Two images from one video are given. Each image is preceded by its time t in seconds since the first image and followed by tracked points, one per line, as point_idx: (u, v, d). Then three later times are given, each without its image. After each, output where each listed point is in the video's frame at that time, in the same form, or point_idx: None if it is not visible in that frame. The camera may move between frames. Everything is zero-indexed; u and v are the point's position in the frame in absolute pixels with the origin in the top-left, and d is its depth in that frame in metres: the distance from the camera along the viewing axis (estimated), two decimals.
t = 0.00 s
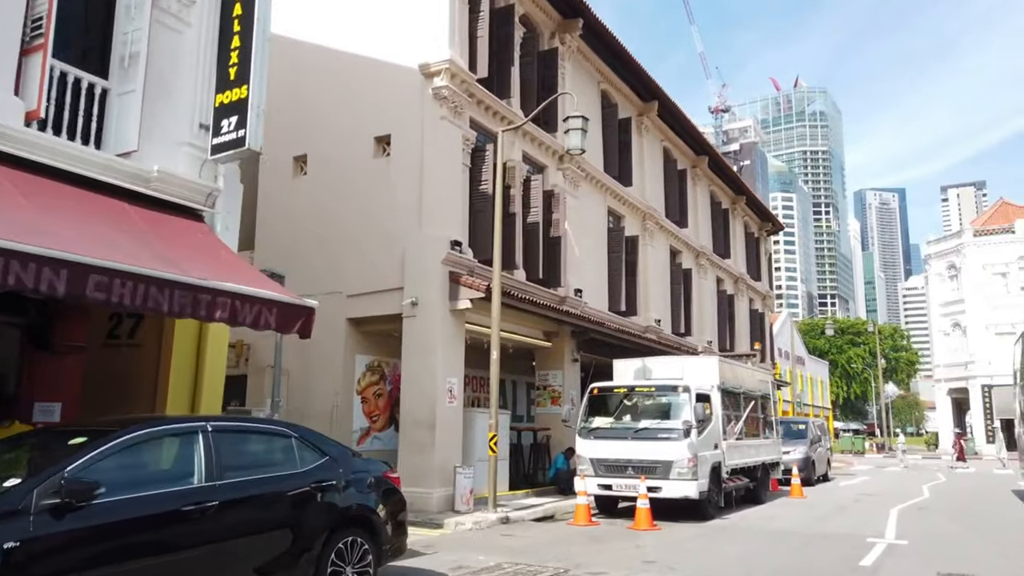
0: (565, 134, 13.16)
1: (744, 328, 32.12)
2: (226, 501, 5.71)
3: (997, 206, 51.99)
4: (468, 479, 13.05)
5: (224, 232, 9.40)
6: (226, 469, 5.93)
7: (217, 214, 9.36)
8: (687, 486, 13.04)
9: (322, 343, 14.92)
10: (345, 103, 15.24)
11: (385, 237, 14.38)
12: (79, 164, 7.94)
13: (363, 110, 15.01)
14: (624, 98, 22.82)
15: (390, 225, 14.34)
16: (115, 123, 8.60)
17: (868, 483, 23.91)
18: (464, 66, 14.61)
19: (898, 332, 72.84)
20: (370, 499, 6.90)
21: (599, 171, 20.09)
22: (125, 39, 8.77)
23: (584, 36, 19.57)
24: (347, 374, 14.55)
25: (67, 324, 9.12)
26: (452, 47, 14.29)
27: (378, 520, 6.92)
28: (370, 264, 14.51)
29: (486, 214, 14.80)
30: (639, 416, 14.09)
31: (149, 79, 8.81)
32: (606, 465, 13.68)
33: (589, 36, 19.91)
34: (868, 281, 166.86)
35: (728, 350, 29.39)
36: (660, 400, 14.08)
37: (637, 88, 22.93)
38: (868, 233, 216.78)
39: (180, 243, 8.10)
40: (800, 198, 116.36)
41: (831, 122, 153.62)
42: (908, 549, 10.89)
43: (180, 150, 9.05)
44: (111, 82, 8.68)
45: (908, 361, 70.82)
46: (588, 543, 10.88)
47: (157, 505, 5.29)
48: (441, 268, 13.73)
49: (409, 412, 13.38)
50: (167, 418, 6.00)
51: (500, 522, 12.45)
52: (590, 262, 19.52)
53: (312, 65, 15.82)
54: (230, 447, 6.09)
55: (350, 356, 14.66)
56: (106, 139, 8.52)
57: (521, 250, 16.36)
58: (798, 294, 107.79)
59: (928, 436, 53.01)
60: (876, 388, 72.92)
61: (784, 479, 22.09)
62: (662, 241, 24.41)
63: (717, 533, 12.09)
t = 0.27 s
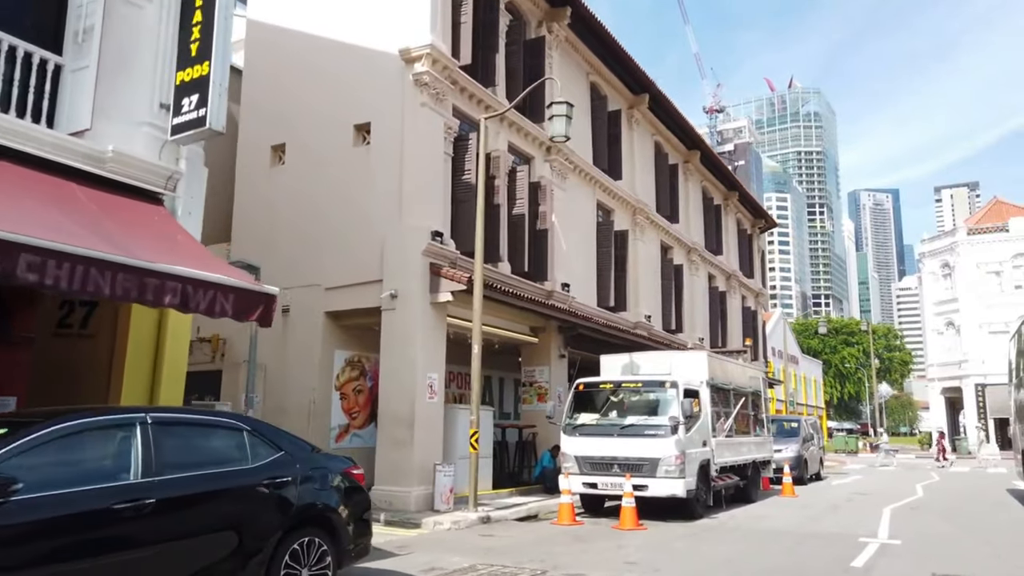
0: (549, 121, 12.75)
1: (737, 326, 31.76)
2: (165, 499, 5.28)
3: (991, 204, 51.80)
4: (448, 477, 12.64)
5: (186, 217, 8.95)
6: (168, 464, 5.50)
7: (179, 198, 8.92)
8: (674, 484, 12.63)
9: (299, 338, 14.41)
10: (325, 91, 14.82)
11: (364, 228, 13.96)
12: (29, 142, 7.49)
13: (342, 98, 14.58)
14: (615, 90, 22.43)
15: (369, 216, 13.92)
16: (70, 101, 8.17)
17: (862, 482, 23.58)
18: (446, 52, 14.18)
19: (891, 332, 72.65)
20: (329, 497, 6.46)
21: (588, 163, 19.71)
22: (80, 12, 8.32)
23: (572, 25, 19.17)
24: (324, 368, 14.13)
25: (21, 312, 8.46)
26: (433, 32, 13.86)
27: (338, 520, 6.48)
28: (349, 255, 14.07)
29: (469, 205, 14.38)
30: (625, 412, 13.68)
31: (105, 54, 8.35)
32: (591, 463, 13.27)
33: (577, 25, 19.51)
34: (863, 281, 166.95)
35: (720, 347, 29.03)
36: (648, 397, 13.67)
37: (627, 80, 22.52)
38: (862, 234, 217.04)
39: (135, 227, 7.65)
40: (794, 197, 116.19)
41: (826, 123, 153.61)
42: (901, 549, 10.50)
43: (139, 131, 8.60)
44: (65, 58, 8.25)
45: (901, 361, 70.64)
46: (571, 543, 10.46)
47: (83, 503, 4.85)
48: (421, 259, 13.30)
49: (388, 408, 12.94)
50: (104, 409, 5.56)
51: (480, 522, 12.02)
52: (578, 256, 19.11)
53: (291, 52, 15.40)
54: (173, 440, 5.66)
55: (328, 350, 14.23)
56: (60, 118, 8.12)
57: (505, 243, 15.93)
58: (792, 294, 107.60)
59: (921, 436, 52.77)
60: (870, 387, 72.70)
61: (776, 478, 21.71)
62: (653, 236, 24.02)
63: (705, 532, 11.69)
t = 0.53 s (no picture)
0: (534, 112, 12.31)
1: (732, 325, 31.33)
2: (95, 511, 4.83)
3: (988, 203, 51.47)
4: (430, 481, 12.18)
5: (145, 209, 8.48)
6: (101, 472, 5.05)
7: (138, 189, 8.42)
8: (664, 488, 12.20)
9: (278, 337, 13.90)
10: (306, 81, 14.35)
11: (344, 223, 13.51)
12: None
13: (323, 88, 14.12)
14: (607, 84, 22.00)
15: (349, 210, 13.47)
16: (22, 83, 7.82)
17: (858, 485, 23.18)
18: (429, 41, 13.73)
19: (888, 332, 72.34)
20: (285, 506, 6.00)
21: (578, 159, 19.28)
22: None
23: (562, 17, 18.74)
24: (304, 371, 13.63)
25: None
26: (416, 20, 13.40)
27: (295, 531, 6.03)
28: (329, 250, 13.60)
29: (452, 199, 13.92)
30: (614, 413, 13.24)
31: (59, 38, 8.02)
32: (578, 466, 12.83)
33: (568, 18, 19.07)
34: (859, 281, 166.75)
35: (715, 347, 28.60)
36: (638, 397, 13.24)
37: (619, 74, 22.08)
38: (858, 234, 216.91)
39: (86, 218, 7.18)
40: (791, 197, 115.88)
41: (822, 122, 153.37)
42: (899, 556, 10.07)
43: (96, 117, 8.10)
44: (17, 40, 7.89)
45: (898, 361, 70.31)
46: (554, 551, 10.01)
47: None
48: (402, 255, 12.84)
49: (368, 409, 12.48)
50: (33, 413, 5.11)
51: (462, 528, 11.56)
52: (568, 253, 18.67)
53: (271, 42, 14.96)
54: (109, 446, 5.19)
55: (308, 350, 13.73)
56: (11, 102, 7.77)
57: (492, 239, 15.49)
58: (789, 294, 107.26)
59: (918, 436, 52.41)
60: (867, 388, 72.34)
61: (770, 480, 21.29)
62: (646, 233, 23.59)
63: (695, 539, 11.25)
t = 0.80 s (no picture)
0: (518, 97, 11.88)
1: (727, 323, 30.92)
2: (11, 512, 4.39)
3: (986, 201, 51.09)
4: (410, 480, 11.74)
5: (98, 192, 8.03)
6: (22, 469, 4.61)
7: (91, 170, 8.00)
8: (653, 487, 11.77)
9: (254, 330, 13.44)
10: (286, 67, 13.90)
11: (323, 213, 13.06)
12: None
13: (304, 74, 13.66)
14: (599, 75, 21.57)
15: (329, 199, 13.02)
16: None
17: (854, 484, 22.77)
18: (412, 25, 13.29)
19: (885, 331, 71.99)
20: (234, 506, 5.54)
21: (569, 150, 18.84)
22: None
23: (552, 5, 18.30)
24: (282, 367, 13.17)
25: None
26: (398, 3, 12.95)
27: (245, 533, 5.57)
28: (308, 241, 13.14)
29: (436, 189, 13.48)
30: (602, 410, 12.81)
31: (7, 7, 7.51)
32: (565, 465, 12.39)
33: (558, 6, 18.63)
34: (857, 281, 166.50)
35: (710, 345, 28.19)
36: (627, 394, 12.80)
37: (611, 65, 21.64)
38: (856, 233, 216.65)
39: (29, 198, 6.73)
40: (789, 196, 115.47)
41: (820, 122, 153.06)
42: (896, 558, 9.66)
43: (47, 94, 7.66)
44: None
45: (896, 361, 69.95)
46: (537, 552, 9.57)
47: None
48: (382, 246, 12.39)
49: (346, 406, 12.03)
50: None
51: (443, 529, 11.12)
52: (558, 247, 18.23)
53: (251, 27, 14.51)
54: (31, 442, 4.75)
55: (286, 345, 13.27)
56: None
57: (478, 231, 15.04)
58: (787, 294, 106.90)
59: (916, 435, 52.05)
60: (864, 387, 71.96)
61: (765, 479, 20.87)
62: (640, 228, 23.16)
63: (685, 539, 10.82)
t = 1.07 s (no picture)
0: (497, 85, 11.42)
1: (718, 322, 30.52)
2: None
3: (979, 200, 50.86)
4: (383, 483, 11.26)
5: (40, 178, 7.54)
6: None
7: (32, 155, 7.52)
8: (636, 491, 11.33)
9: (224, 329, 12.95)
10: (259, 55, 13.41)
11: (295, 206, 12.57)
12: None
13: (277, 62, 13.17)
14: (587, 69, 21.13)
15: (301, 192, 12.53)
16: None
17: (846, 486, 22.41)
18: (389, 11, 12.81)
19: (878, 331, 71.81)
20: (166, 518, 5.06)
21: (555, 144, 18.40)
22: None
23: None
24: (253, 365, 12.67)
25: None
26: None
27: (178, 548, 5.07)
28: (281, 235, 12.65)
29: (413, 181, 13.00)
30: (584, 410, 12.35)
31: None
32: (545, 467, 11.94)
33: None
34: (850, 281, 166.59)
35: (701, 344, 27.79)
36: (611, 393, 12.36)
37: (599, 59, 21.21)
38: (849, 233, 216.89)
39: None
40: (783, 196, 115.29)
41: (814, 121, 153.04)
42: (887, 564, 9.24)
43: None
44: None
45: (888, 361, 69.78)
46: (512, 560, 9.12)
47: None
48: (356, 240, 11.91)
49: (317, 406, 11.55)
50: None
51: (416, 535, 10.65)
52: (543, 242, 17.79)
53: (223, 13, 14.00)
54: None
55: (257, 343, 12.77)
56: None
57: (459, 225, 14.58)
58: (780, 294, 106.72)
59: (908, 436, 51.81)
60: (857, 387, 71.74)
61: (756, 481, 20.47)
62: (629, 225, 22.73)
63: (669, 545, 10.38)
